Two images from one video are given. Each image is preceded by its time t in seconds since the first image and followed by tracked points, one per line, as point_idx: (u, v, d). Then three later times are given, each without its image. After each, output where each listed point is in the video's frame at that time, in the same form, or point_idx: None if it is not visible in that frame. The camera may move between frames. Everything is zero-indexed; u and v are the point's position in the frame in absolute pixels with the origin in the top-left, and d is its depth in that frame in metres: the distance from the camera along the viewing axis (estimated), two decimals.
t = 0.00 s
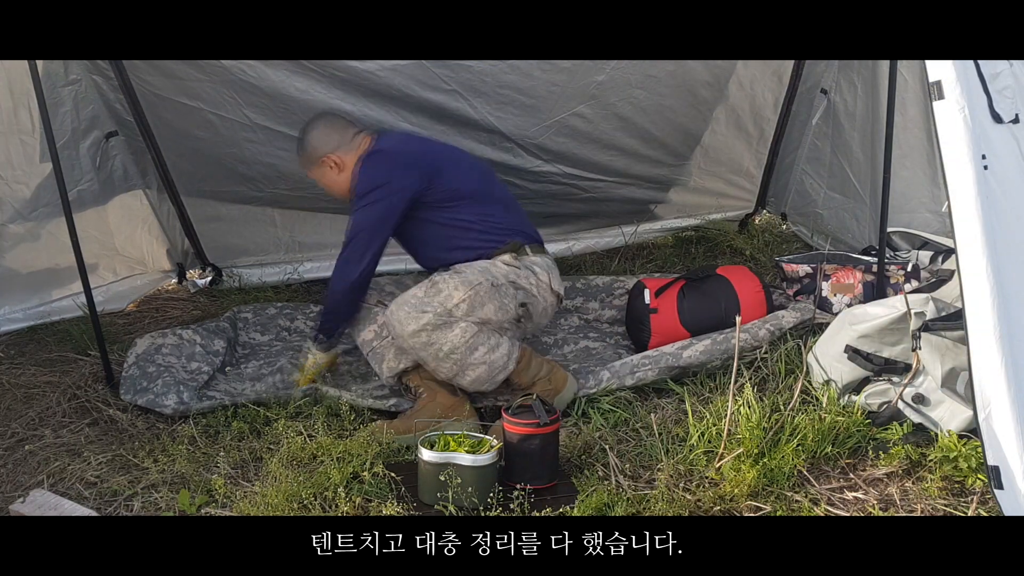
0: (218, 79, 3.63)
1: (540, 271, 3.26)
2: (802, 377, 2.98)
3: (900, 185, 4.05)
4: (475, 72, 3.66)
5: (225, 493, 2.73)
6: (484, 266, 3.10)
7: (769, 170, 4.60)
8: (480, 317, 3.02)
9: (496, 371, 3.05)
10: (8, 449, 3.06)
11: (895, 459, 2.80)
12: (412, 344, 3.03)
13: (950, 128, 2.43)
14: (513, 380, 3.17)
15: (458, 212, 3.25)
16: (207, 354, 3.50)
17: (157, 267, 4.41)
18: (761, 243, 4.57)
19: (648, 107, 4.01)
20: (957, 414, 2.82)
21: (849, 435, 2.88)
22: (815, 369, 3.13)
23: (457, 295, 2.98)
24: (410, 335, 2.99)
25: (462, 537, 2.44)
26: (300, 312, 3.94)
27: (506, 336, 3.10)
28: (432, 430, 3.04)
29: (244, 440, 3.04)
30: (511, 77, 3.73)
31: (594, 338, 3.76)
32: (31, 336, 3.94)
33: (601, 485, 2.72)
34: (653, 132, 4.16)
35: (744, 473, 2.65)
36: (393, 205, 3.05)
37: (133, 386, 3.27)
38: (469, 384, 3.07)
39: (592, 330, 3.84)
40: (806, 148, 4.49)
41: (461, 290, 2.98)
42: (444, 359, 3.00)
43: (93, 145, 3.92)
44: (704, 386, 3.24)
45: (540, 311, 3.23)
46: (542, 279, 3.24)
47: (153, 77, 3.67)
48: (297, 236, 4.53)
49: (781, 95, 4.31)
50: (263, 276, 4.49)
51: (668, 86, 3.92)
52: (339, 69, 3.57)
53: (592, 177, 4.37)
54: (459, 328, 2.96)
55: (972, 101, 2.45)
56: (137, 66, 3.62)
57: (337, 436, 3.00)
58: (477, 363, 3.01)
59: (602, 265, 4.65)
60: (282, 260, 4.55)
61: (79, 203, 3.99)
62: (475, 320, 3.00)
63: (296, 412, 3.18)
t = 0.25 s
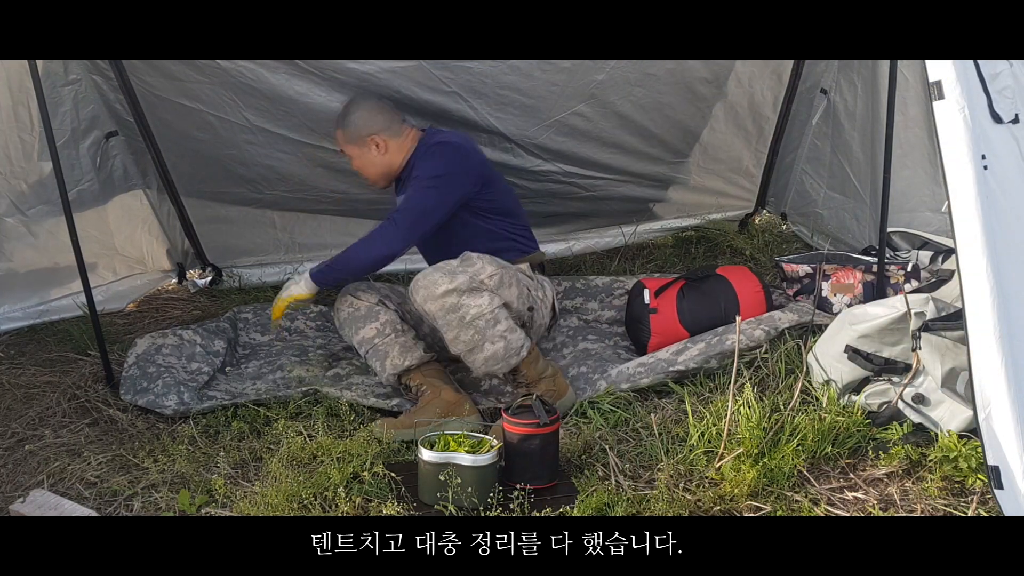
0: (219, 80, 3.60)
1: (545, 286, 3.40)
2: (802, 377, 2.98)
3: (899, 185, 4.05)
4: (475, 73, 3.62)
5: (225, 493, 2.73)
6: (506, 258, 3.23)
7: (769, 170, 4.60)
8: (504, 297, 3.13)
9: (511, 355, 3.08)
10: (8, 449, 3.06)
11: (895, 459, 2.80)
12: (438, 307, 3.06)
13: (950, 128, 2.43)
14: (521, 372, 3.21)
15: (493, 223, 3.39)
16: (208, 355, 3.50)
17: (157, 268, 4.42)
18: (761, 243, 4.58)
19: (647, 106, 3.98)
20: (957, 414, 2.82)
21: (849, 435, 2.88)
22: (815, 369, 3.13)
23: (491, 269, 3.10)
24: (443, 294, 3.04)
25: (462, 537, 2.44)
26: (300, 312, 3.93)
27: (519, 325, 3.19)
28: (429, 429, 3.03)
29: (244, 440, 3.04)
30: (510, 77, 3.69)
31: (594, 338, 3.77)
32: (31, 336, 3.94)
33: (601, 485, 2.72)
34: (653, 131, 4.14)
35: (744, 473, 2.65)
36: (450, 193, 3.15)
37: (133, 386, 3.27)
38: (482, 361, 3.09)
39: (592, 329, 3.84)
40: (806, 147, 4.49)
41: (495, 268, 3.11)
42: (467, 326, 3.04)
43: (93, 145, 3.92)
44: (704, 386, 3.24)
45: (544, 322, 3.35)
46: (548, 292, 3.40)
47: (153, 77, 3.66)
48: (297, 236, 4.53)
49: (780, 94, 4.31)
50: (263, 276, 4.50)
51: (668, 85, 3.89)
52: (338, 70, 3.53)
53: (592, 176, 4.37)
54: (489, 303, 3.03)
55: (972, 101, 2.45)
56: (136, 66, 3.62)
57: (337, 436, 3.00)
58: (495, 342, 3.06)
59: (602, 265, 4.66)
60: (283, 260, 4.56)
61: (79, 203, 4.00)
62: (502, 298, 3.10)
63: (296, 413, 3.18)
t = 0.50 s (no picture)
0: (218, 80, 3.59)
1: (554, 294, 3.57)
2: (802, 377, 2.98)
3: (900, 185, 4.05)
4: (475, 73, 3.60)
5: (225, 493, 2.73)
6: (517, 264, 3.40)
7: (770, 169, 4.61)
8: (507, 292, 3.29)
9: (509, 344, 3.17)
10: (8, 449, 3.06)
11: (895, 459, 2.80)
12: (441, 290, 3.21)
13: (950, 128, 2.44)
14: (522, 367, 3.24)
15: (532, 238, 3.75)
16: (208, 355, 3.50)
17: (158, 267, 4.42)
18: (761, 243, 4.58)
19: (647, 105, 3.98)
20: (957, 415, 2.82)
21: (849, 435, 2.88)
22: (815, 369, 3.13)
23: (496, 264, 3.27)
24: (447, 278, 3.19)
25: (462, 537, 2.44)
26: (300, 312, 3.93)
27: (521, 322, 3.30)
28: (428, 426, 3.03)
29: (244, 440, 3.04)
30: (510, 76, 3.67)
31: (594, 338, 3.77)
32: (31, 336, 3.94)
33: (601, 485, 2.71)
34: (653, 130, 4.13)
35: (744, 473, 2.65)
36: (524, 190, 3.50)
37: (134, 386, 3.28)
38: (479, 347, 3.20)
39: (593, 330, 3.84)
40: (806, 147, 4.49)
41: (501, 265, 3.29)
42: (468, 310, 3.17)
43: (93, 145, 3.93)
44: (704, 386, 3.24)
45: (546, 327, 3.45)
46: (553, 302, 3.53)
47: (152, 77, 3.66)
48: (297, 236, 4.53)
49: (780, 94, 4.31)
50: (264, 276, 4.51)
51: (668, 84, 3.89)
52: (338, 70, 3.52)
53: (592, 175, 4.36)
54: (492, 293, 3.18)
55: (971, 101, 2.44)
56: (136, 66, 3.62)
57: (337, 436, 3.00)
58: (495, 331, 3.18)
59: (602, 265, 4.67)
60: (283, 260, 4.56)
61: (79, 203, 4.00)
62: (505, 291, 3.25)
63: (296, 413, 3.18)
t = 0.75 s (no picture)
0: (218, 79, 3.59)
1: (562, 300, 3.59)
2: (802, 377, 2.98)
3: (900, 185, 4.05)
4: (475, 72, 3.60)
5: (225, 493, 2.73)
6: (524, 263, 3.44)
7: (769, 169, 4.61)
8: (512, 290, 3.32)
9: (511, 338, 3.18)
10: (8, 449, 3.06)
11: (895, 459, 2.80)
12: (447, 280, 3.26)
13: (950, 129, 2.44)
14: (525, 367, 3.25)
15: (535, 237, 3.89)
16: (209, 355, 3.50)
17: (158, 267, 4.42)
18: (761, 243, 4.57)
19: (647, 104, 3.98)
20: (957, 415, 2.82)
21: (849, 435, 2.88)
22: (815, 369, 3.13)
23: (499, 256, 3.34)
24: (453, 269, 3.26)
25: (462, 537, 2.44)
26: (300, 312, 3.93)
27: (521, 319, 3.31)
28: (428, 425, 3.03)
29: (244, 440, 3.04)
30: (510, 75, 3.67)
31: (594, 338, 3.76)
32: (31, 336, 3.93)
33: (601, 485, 2.71)
34: (653, 130, 4.14)
35: (744, 473, 2.65)
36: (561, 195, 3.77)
37: (135, 386, 3.27)
38: (479, 339, 3.21)
39: (592, 330, 3.84)
40: (806, 146, 4.49)
41: (508, 263, 3.34)
42: (471, 303, 3.20)
43: (93, 145, 3.93)
44: (704, 386, 3.24)
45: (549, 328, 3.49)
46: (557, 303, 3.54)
47: (152, 77, 3.65)
48: (297, 236, 4.53)
49: (780, 93, 4.32)
50: (263, 276, 4.49)
51: (667, 83, 3.89)
52: (337, 69, 3.52)
53: (591, 174, 4.36)
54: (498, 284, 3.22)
55: (971, 101, 2.44)
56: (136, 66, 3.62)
57: (337, 436, 3.00)
58: (496, 322, 3.20)
59: (602, 266, 4.66)
60: (282, 259, 4.55)
61: (79, 203, 4.00)
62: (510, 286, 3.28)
63: (296, 413, 3.18)
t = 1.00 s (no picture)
0: (218, 79, 3.59)
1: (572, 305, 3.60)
2: (802, 377, 2.98)
3: (900, 185, 4.05)
4: (475, 71, 3.60)
5: (225, 493, 2.73)
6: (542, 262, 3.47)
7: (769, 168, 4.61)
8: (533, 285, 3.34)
9: (525, 331, 3.20)
10: (8, 449, 3.06)
11: (895, 459, 2.80)
12: (472, 263, 3.32)
13: (950, 129, 2.44)
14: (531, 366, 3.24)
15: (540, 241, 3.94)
16: (209, 355, 3.50)
17: (158, 267, 4.42)
18: (761, 243, 4.57)
19: (647, 103, 3.98)
20: (957, 415, 2.83)
21: (849, 435, 2.88)
22: (815, 369, 3.13)
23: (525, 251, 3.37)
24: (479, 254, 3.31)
25: (462, 537, 2.44)
26: (300, 312, 3.93)
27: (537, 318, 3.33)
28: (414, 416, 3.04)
29: (244, 440, 3.04)
30: (510, 74, 3.67)
31: (594, 338, 3.76)
32: (31, 336, 3.93)
33: (601, 485, 2.71)
34: (653, 128, 4.14)
35: (744, 473, 2.65)
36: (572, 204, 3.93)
37: (135, 386, 3.27)
38: (494, 327, 3.25)
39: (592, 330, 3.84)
40: (806, 146, 4.49)
41: (531, 259, 3.37)
42: (492, 289, 3.25)
43: (92, 144, 3.94)
44: (704, 386, 3.24)
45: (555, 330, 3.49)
46: (568, 305, 3.53)
47: (152, 76, 3.66)
48: (297, 236, 4.54)
49: (780, 93, 4.33)
50: (264, 276, 4.49)
51: (666, 81, 3.89)
52: (337, 68, 3.52)
53: (591, 173, 4.36)
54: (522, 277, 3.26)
55: (971, 102, 2.44)
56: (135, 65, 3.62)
57: (337, 436, 3.00)
58: (515, 316, 3.23)
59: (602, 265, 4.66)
60: (282, 259, 4.55)
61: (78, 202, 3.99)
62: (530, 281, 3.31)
63: (296, 413, 3.18)
